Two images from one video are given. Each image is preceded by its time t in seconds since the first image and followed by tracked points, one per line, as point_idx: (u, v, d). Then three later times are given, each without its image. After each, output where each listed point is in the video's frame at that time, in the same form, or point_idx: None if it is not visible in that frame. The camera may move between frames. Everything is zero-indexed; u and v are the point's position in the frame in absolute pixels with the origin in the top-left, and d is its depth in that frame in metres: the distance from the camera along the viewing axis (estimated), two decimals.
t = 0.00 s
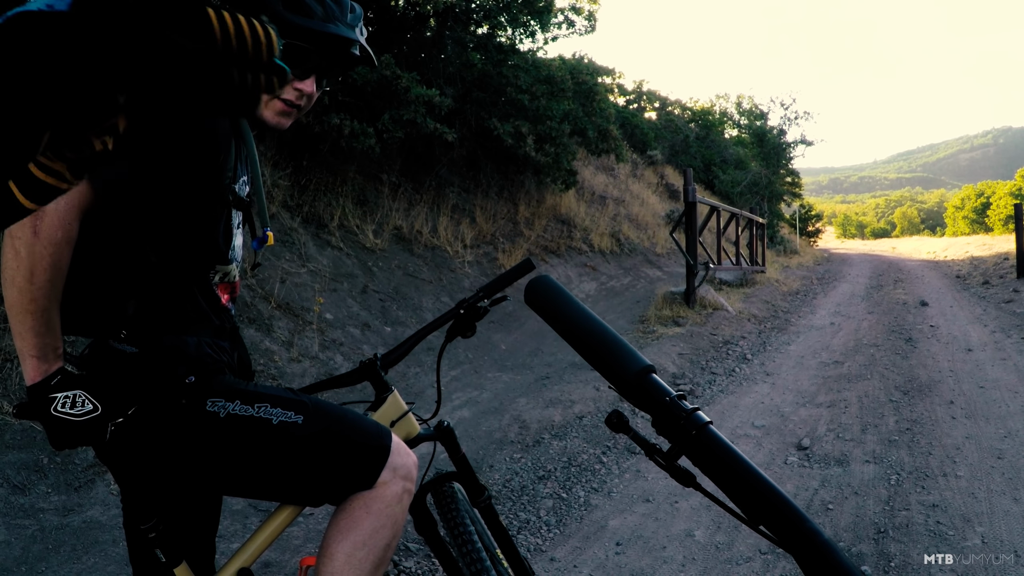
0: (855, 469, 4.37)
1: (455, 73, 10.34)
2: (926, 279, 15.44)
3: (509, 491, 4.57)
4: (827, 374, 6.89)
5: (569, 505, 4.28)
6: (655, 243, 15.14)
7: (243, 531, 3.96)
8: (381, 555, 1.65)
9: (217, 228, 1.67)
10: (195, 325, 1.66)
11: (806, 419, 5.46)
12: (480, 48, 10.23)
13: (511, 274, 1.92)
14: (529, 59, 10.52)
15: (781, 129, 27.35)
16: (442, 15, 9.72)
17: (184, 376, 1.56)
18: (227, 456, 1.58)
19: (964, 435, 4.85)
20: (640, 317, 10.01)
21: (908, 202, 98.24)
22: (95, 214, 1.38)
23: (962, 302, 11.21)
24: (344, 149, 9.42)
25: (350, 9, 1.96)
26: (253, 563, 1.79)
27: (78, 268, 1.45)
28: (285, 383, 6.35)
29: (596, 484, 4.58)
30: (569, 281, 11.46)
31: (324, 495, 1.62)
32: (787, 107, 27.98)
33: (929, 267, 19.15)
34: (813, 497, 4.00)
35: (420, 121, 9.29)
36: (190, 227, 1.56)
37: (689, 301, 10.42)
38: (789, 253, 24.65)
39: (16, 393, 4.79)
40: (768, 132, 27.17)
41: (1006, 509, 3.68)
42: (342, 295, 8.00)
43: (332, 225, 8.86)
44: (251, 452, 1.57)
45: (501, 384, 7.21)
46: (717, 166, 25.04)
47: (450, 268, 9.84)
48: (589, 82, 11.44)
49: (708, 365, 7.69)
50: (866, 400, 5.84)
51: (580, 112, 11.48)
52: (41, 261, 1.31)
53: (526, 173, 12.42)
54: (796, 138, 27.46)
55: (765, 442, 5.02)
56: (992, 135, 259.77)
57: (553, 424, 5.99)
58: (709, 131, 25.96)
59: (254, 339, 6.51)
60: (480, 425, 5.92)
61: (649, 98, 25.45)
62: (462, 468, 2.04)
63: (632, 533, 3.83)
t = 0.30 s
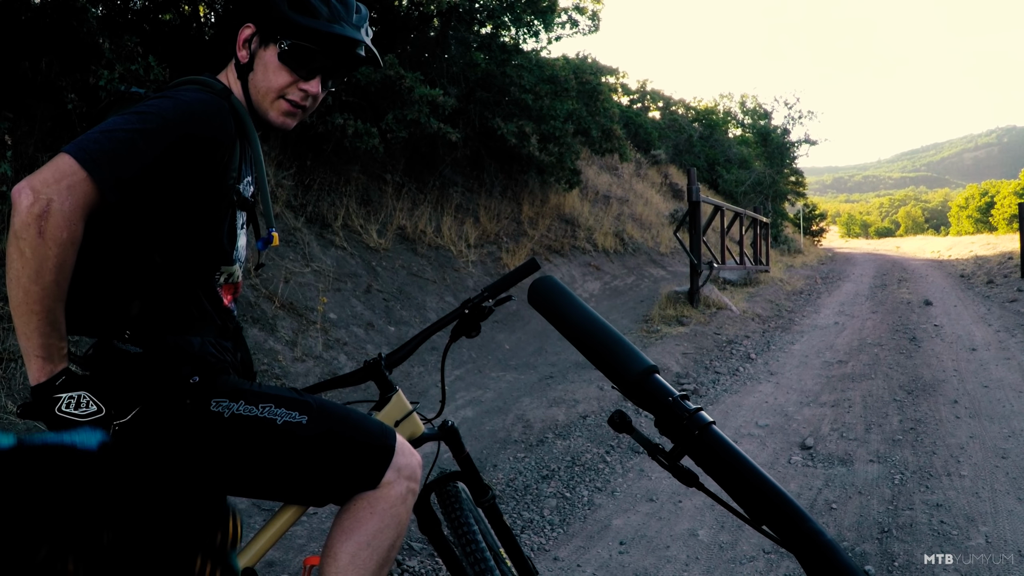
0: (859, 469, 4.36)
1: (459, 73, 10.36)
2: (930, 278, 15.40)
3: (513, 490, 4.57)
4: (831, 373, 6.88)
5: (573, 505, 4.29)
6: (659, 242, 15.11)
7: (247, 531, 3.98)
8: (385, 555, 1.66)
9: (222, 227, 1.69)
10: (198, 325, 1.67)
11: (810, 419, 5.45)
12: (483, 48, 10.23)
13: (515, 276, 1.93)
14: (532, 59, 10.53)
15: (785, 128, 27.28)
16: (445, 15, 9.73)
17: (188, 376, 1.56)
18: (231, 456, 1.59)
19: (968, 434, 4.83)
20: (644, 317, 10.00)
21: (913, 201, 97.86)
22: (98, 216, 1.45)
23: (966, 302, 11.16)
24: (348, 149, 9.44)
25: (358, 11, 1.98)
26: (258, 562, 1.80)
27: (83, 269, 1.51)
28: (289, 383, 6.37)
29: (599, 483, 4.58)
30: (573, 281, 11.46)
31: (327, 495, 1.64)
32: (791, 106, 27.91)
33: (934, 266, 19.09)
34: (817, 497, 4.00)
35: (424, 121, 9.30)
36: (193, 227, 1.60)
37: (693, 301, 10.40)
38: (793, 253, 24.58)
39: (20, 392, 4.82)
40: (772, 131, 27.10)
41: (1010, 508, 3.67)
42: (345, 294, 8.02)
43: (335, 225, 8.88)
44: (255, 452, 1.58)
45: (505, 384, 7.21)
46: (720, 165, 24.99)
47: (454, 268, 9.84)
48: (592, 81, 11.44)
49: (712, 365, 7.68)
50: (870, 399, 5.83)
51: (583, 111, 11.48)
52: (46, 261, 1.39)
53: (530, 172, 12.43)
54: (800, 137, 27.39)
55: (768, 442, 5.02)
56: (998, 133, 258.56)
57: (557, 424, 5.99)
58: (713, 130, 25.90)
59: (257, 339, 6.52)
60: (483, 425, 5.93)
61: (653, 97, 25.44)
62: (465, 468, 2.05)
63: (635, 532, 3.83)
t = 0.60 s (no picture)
0: (861, 468, 4.37)
1: (462, 72, 10.40)
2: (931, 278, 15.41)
3: (516, 489, 4.59)
4: (833, 373, 6.89)
5: (575, 503, 4.30)
6: (661, 242, 15.12)
7: (250, 529, 3.99)
8: (391, 553, 1.67)
9: (229, 218, 1.70)
10: (205, 318, 1.68)
11: (812, 418, 5.46)
12: (485, 48, 10.28)
13: (523, 271, 1.94)
14: (535, 58, 10.54)
15: (787, 129, 27.27)
16: (448, 14, 9.74)
17: (193, 371, 1.59)
18: (237, 452, 1.60)
19: (971, 434, 4.84)
20: (646, 317, 10.01)
21: (914, 201, 97.79)
22: (102, 206, 1.46)
23: (968, 302, 11.18)
24: (350, 148, 9.45)
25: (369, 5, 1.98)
26: (261, 561, 1.82)
27: (85, 257, 1.51)
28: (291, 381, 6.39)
29: (602, 482, 4.60)
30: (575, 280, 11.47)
31: (333, 493, 1.65)
32: (793, 107, 27.90)
33: (936, 266, 19.09)
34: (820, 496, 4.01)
35: (426, 120, 9.31)
36: (200, 218, 1.60)
37: (694, 301, 10.42)
38: (794, 253, 24.58)
39: (22, 390, 4.83)
40: (774, 131, 27.09)
41: (1013, 508, 3.68)
42: (347, 294, 8.04)
43: (337, 224, 8.88)
44: (261, 449, 1.60)
45: (507, 383, 7.22)
46: (722, 165, 24.99)
47: (456, 267, 9.86)
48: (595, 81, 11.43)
49: (714, 364, 7.69)
50: (872, 399, 5.84)
51: (586, 111, 11.49)
52: (49, 249, 1.39)
53: (532, 172, 12.45)
54: (801, 137, 27.39)
55: (771, 441, 5.03)
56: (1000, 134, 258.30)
57: (559, 423, 6.00)
58: (714, 130, 25.90)
59: (260, 338, 6.54)
60: (485, 424, 5.94)
61: (655, 97, 25.43)
62: (471, 465, 2.06)
63: (638, 531, 3.84)
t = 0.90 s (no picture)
0: (865, 469, 4.36)
1: (464, 73, 10.41)
2: (935, 278, 15.37)
3: (519, 490, 4.59)
4: (836, 374, 6.87)
5: (578, 504, 4.30)
6: (664, 243, 15.10)
7: (253, 531, 4.00)
8: (395, 557, 1.68)
9: (234, 224, 1.70)
10: (210, 324, 1.69)
11: (816, 419, 5.45)
12: (489, 48, 10.30)
13: (523, 275, 1.94)
14: (537, 59, 10.54)
15: (790, 129, 27.21)
16: (451, 15, 9.75)
17: (197, 375, 1.60)
18: (241, 456, 1.61)
19: (975, 434, 4.82)
20: (649, 318, 9.99)
21: (919, 201, 97.41)
22: (107, 213, 1.46)
23: (972, 302, 11.12)
24: (353, 149, 9.47)
25: (372, 10, 1.99)
26: (265, 563, 1.81)
27: (90, 264, 1.51)
28: (294, 383, 6.40)
29: (605, 484, 4.59)
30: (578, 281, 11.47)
31: (337, 496, 1.65)
32: (796, 107, 27.84)
33: (940, 266, 19.03)
34: (823, 497, 4.00)
35: (429, 121, 9.32)
36: (207, 225, 1.60)
37: (698, 301, 10.39)
38: (798, 253, 24.50)
39: (25, 392, 4.86)
40: (777, 131, 27.03)
41: (1017, 509, 3.67)
42: (350, 295, 8.05)
43: (341, 225, 8.90)
44: (264, 453, 1.60)
45: (510, 384, 7.22)
46: (725, 165, 24.95)
47: (459, 269, 9.86)
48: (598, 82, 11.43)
49: (717, 365, 7.68)
50: (876, 400, 5.83)
51: (588, 112, 11.49)
52: (53, 254, 1.40)
53: (535, 173, 12.45)
54: (804, 137, 27.33)
55: (774, 442, 5.02)
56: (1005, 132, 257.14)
57: (562, 424, 6.00)
58: (718, 130, 25.86)
59: (263, 339, 6.56)
60: (488, 425, 5.94)
61: (658, 97, 25.41)
62: (474, 468, 2.06)
63: (641, 533, 3.84)
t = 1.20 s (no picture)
0: (866, 470, 4.36)
1: (465, 73, 10.39)
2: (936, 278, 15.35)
3: (519, 491, 4.59)
4: (837, 374, 6.86)
5: (579, 505, 4.30)
6: (665, 242, 15.09)
7: (253, 531, 4.00)
8: (395, 557, 1.68)
9: (233, 225, 1.71)
10: (211, 324, 1.69)
11: (817, 419, 5.44)
12: (489, 48, 10.31)
13: (522, 276, 1.95)
14: (538, 59, 10.54)
15: (791, 128, 27.19)
16: (451, 15, 9.74)
17: (198, 376, 1.60)
18: (242, 456, 1.61)
19: (976, 435, 4.81)
20: (650, 317, 9.98)
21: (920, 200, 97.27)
22: (109, 214, 1.46)
23: (973, 302, 11.11)
24: (353, 149, 9.47)
25: (368, 10, 1.99)
26: (266, 564, 1.81)
27: (90, 266, 1.51)
28: (295, 383, 6.40)
29: (606, 484, 4.59)
30: (579, 280, 11.47)
31: (337, 497, 1.65)
32: (796, 106, 27.82)
33: (940, 266, 19.01)
34: (824, 497, 4.00)
35: (429, 121, 9.32)
36: (208, 227, 1.61)
37: (699, 301, 10.38)
38: (799, 252, 24.49)
39: (26, 392, 4.86)
40: (778, 131, 27.01)
41: (1018, 509, 3.66)
42: (351, 295, 8.06)
43: (341, 225, 8.90)
44: (265, 454, 1.60)
45: (511, 384, 7.22)
46: (726, 165, 24.93)
47: (460, 268, 9.86)
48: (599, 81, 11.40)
49: (718, 365, 7.67)
50: (877, 400, 5.82)
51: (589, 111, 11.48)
52: (55, 257, 1.40)
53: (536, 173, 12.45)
54: (805, 137, 27.30)
55: (775, 442, 5.01)
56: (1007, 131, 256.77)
57: (563, 424, 6.00)
58: (719, 130, 25.85)
59: (264, 339, 6.56)
60: (489, 425, 5.94)
61: (659, 97, 25.41)
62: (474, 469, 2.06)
63: (641, 533, 3.83)
